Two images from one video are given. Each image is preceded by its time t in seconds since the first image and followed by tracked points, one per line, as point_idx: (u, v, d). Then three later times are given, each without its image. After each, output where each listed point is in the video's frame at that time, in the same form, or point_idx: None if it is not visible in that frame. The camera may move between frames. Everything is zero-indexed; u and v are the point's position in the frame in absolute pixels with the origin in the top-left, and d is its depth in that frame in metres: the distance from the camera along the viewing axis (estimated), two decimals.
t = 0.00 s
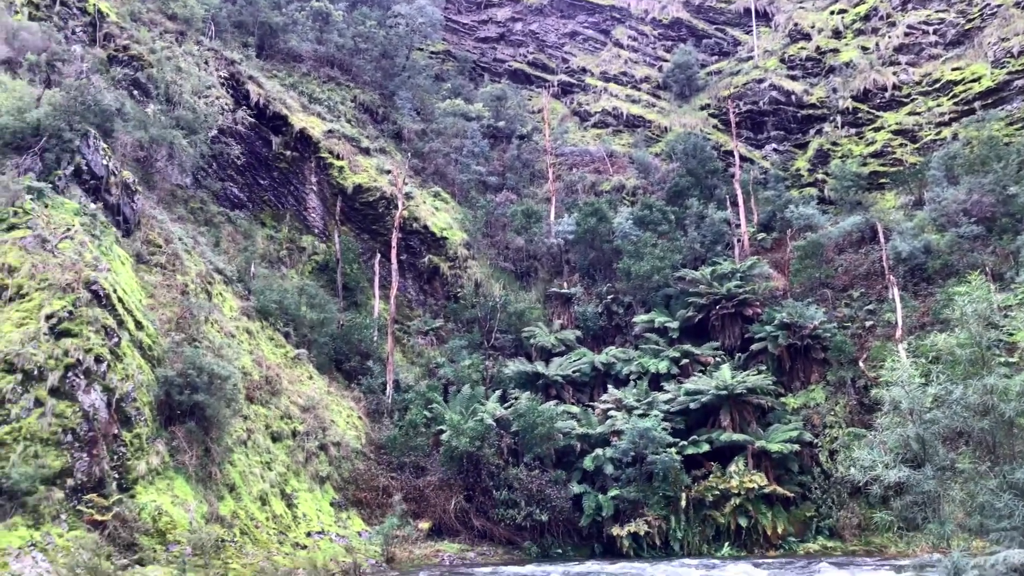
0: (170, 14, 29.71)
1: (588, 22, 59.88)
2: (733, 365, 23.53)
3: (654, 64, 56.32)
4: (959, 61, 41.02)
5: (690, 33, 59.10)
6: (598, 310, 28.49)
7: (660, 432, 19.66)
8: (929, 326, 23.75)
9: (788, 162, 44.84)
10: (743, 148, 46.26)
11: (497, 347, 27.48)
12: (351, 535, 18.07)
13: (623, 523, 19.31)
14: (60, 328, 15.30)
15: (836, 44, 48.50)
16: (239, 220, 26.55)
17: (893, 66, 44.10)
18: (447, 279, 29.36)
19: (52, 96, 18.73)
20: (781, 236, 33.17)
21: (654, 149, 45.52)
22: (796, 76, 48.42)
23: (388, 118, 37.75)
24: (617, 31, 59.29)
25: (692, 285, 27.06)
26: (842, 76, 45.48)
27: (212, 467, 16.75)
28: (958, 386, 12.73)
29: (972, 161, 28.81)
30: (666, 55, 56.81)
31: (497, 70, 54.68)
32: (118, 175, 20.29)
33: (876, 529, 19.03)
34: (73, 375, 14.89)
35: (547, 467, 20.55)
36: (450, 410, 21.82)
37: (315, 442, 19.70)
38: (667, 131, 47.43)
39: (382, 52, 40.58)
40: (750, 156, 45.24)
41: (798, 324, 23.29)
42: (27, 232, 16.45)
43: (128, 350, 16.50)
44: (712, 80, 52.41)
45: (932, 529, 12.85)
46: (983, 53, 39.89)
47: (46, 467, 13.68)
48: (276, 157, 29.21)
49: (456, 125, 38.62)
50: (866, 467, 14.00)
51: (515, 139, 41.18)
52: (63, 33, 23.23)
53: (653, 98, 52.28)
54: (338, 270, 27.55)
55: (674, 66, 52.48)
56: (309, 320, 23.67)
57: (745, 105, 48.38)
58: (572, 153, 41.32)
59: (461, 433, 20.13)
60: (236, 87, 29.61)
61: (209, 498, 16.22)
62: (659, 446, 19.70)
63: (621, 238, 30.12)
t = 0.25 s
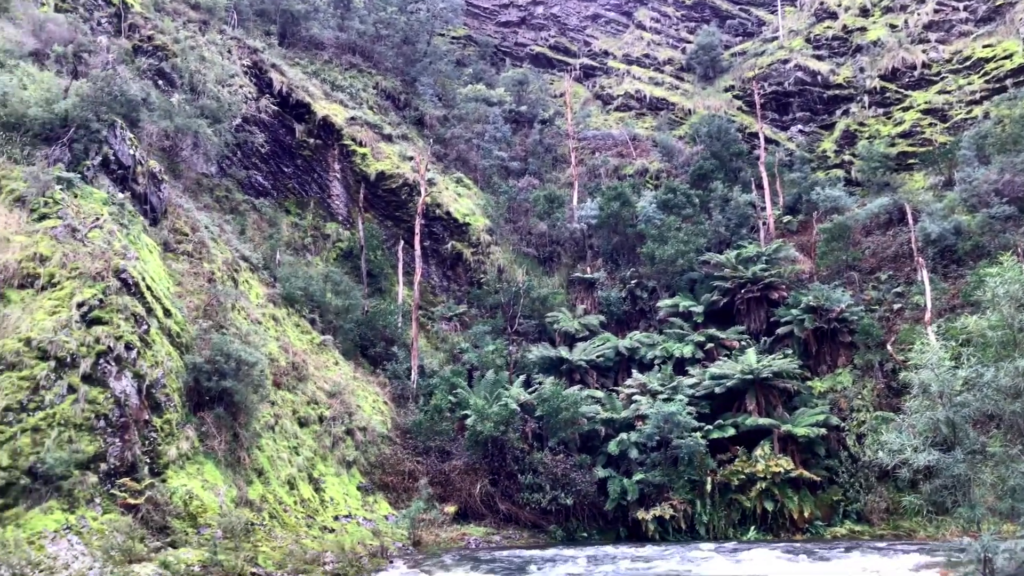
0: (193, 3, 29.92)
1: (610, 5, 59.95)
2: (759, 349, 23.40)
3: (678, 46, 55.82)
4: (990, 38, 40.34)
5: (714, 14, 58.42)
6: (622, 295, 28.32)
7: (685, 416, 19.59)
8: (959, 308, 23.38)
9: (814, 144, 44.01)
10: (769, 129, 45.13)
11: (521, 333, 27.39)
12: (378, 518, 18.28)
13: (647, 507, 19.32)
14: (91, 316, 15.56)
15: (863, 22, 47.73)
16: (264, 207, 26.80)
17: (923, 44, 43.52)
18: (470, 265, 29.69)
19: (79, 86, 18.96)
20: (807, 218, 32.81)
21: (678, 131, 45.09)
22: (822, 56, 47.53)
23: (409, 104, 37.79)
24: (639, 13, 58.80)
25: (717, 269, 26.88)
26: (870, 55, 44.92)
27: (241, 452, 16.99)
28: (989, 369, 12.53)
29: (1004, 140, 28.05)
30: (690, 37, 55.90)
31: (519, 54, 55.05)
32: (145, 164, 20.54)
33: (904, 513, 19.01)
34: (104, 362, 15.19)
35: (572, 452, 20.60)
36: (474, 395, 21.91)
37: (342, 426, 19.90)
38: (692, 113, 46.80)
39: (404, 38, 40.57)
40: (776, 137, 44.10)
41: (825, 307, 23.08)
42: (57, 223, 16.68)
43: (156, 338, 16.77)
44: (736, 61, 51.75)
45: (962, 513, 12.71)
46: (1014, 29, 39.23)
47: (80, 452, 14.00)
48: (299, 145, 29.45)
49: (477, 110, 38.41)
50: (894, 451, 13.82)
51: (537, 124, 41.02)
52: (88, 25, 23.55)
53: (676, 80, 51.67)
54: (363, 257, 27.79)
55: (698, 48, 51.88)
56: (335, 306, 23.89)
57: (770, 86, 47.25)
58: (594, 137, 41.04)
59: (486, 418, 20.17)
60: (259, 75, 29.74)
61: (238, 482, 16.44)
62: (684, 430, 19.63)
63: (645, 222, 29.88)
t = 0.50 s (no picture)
0: None
1: None
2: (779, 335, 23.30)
3: (698, 29, 55.78)
4: (1017, 17, 40.08)
5: None
6: (642, 281, 28.23)
7: (705, 403, 19.55)
8: (984, 292, 23.06)
9: (835, 126, 42.64)
10: (790, 113, 44.42)
11: (541, 320, 27.33)
12: (399, 504, 18.40)
13: (668, 493, 19.29)
14: (115, 305, 15.78)
15: (885, 4, 47.59)
16: (284, 196, 26.97)
17: (948, 25, 42.98)
18: (489, 252, 29.73)
19: (100, 78, 19.15)
20: (829, 202, 32.45)
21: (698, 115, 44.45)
22: (844, 37, 47.06)
23: (427, 91, 37.76)
24: None
25: (737, 254, 26.71)
26: (894, 35, 44.48)
27: (263, 439, 17.14)
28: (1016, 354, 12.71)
29: None
30: (708, 20, 55.90)
31: (535, 39, 53.99)
32: (166, 154, 20.69)
33: (927, 499, 18.87)
34: (129, 350, 15.41)
35: (592, 438, 20.62)
36: (494, 381, 21.96)
37: (363, 413, 20.04)
38: (711, 97, 46.36)
39: (421, 25, 40.54)
40: (797, 121, 43.23)
41: (846, 292, 22.90)
42: (81, 213, 16.94)
43: (179, 326, 16.94)
44: (757, 45, 51.24)
45: (987, 498, 12.67)
46: None
47: (107, 439, 14.25)
48: (318, 134, 29.47)
49: (495, 97, 38.40)
50: (917, 437, 13.63)
51: (555, 110, 40.82)
52: (109, 16, 23.73)
53: (695, 63, 51.26)
54: (382, 244, 27.68)
55: (718, 31, 51.51)
56: (355, 294, 24.05)
57: (791, 68, 46.86)
58: (613, 122, 40.74)
59: (506, 405, 20.22)
60: (277, 64, 29.81)
61: (261, 468, 16.60)
62: (704, 416, 19.61)
63: (665, 207, 29.66)
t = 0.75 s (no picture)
0: None
1: None
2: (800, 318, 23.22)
3: (717, 9, 55.53)
4: None
5: None
6: (661, 265, 27.92)
7: (726, 385, 19.53)
8: (1010, 274, 22.71)
9: (857, 106, 42.12)
10: (812, 93, 43.82)
11: (559, 304, 27.52)
12: (420, 487, 18.53)
13: (688, 476, 19.26)
14: (138, 291, 16.10)
15: None
16: (303, 181, 27.11)
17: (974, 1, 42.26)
18: (507, 236, 29.69)
19: (120, 66, 19.30)
20: (850, 183, 32.03)
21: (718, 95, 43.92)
22: (867, 15, 46.34)
23: (444, 75, 37.66)
24: None
25: (757, 237, 26.51)
26: (918, 13, 43.76)
27: (285, 422, 17.31)
28: None
29: None
30: None
31: (553, 21, 52.77)
32: (186, 141, 20.70)
33: (950, 482, 18.68)
34: (152, 335, 15.74)
35: (611, 421, 20.64)
36: (513, 365, 22.02)
37: (383, 396, 20.17)
38: (730, 78, 45.84)
39: (438, 8, 40.37)
40: (818, 101, 42.63)
41: (868, 274, 22.68)
42: (104, 200, 17.27)
43: (201, 312, 17.11)
44: (777, 24, 50.18)
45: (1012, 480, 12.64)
46: None
47: (132, 422, 14.71)
48: (336, 119, 29.38)
49: (512, 80, 38.12)
50: (941, 419, 13.67)
51: (573, 92, 40.52)
52: (128, 3, 23.68)
53: (715, 44, 50.78)
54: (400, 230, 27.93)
55: (737, 11, 50.71)
56: (374, 279, 24.16)
57: (813, 48, 46.09)
58: (631, 104, 40.32)
59: (525, 388, 20.29)
60: (295, 50, 29.80)
61: (283, 451, 16.75)
62: (724, 399, 19.58)
63: (684, 190, 29.40)
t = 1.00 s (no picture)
0: None
1: None
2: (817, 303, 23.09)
3: None
4: None
5: None
6: (677, 250, 27.94)
7: (742, 370, 19.44)
8: None
9: (876, 89, 41.69)
10: (830, 75, 43.41)
11: (574, 290, 27.75)
12: (436, 471, 18.62)
13: (704, 461, 19.28)
14: (156, 278, 16.24)
15: None
16: (318, 168, 27.21)
17: None
18: (521, 222, 29.46)
19: (136, 54, 19.39)
20: (869, 167, 31.71)
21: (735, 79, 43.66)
22: None
23: (458, 61, 37.57)
24: None
25: (774, 221, 26.33)
26: None
27: (302, 408, 17.43)
28: None
29: None
30: None
31: (567, 5, 52.58)
32: (201, 128, 20.84)
33: (970, 467, 18.47)
34: (170, 322, 15.85)
35: (626, 407, 20.68)
36: (529, 351, 22.03)
37: (399, 382, 20.28)
38: (746, 61, 45.41)
39: None
40: (836, 84, 42.18)
41: (886, 259, 22.52)
42: (121, 187, 17.39)
43: (219, 299, 17.23)
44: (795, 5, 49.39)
45: None
46: None
47: (152, 408, 14.89)
48: (351, 106, 29.41)
49: (527, 65, 38.18)
50: (961, 404, 13.53)
51: (588, 77, 40.28)
52: None
53: (731, 27, 50.26)
54: (415, 216, 28.10)
55: None
56: (389, 266, 24.20)
57: (831, 29, 45.51)
58: (647, 88, 40.06)
59: (540, 373, 20.31)
60: (309, 37, 29.80)
61: (301, 437, 16.88)
62: (740, 384, 19.50)
63: (700, 174, 29.38)
